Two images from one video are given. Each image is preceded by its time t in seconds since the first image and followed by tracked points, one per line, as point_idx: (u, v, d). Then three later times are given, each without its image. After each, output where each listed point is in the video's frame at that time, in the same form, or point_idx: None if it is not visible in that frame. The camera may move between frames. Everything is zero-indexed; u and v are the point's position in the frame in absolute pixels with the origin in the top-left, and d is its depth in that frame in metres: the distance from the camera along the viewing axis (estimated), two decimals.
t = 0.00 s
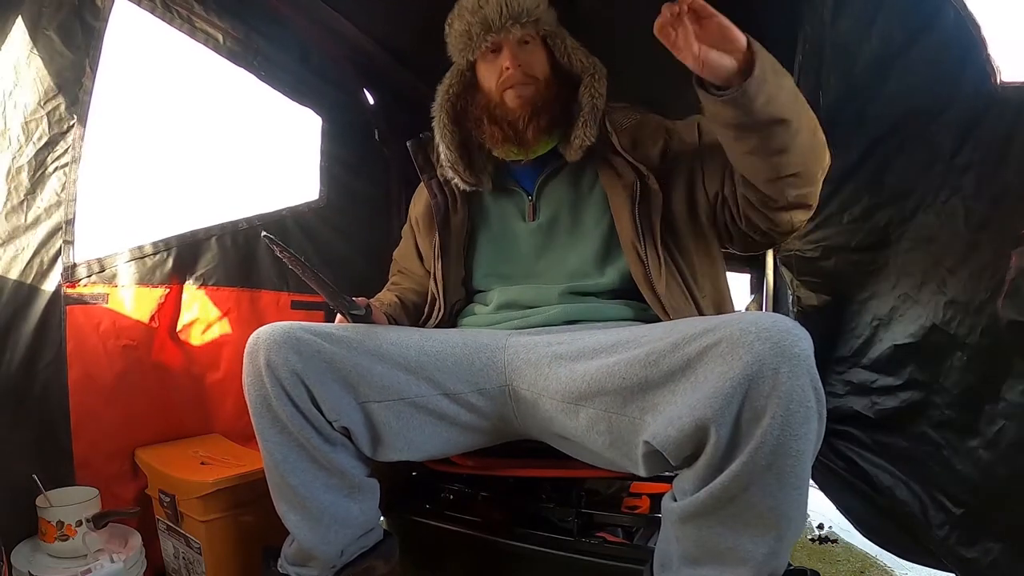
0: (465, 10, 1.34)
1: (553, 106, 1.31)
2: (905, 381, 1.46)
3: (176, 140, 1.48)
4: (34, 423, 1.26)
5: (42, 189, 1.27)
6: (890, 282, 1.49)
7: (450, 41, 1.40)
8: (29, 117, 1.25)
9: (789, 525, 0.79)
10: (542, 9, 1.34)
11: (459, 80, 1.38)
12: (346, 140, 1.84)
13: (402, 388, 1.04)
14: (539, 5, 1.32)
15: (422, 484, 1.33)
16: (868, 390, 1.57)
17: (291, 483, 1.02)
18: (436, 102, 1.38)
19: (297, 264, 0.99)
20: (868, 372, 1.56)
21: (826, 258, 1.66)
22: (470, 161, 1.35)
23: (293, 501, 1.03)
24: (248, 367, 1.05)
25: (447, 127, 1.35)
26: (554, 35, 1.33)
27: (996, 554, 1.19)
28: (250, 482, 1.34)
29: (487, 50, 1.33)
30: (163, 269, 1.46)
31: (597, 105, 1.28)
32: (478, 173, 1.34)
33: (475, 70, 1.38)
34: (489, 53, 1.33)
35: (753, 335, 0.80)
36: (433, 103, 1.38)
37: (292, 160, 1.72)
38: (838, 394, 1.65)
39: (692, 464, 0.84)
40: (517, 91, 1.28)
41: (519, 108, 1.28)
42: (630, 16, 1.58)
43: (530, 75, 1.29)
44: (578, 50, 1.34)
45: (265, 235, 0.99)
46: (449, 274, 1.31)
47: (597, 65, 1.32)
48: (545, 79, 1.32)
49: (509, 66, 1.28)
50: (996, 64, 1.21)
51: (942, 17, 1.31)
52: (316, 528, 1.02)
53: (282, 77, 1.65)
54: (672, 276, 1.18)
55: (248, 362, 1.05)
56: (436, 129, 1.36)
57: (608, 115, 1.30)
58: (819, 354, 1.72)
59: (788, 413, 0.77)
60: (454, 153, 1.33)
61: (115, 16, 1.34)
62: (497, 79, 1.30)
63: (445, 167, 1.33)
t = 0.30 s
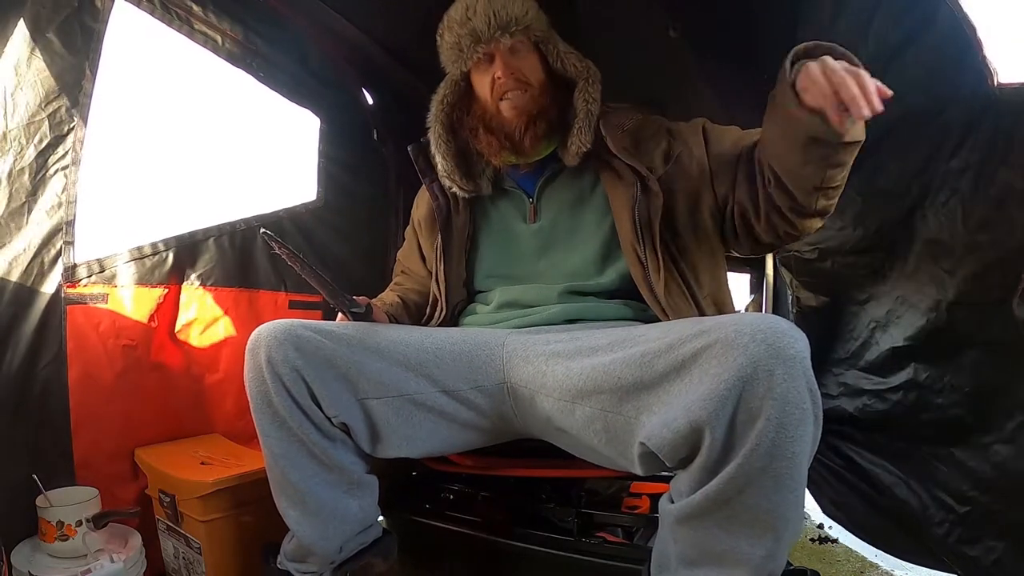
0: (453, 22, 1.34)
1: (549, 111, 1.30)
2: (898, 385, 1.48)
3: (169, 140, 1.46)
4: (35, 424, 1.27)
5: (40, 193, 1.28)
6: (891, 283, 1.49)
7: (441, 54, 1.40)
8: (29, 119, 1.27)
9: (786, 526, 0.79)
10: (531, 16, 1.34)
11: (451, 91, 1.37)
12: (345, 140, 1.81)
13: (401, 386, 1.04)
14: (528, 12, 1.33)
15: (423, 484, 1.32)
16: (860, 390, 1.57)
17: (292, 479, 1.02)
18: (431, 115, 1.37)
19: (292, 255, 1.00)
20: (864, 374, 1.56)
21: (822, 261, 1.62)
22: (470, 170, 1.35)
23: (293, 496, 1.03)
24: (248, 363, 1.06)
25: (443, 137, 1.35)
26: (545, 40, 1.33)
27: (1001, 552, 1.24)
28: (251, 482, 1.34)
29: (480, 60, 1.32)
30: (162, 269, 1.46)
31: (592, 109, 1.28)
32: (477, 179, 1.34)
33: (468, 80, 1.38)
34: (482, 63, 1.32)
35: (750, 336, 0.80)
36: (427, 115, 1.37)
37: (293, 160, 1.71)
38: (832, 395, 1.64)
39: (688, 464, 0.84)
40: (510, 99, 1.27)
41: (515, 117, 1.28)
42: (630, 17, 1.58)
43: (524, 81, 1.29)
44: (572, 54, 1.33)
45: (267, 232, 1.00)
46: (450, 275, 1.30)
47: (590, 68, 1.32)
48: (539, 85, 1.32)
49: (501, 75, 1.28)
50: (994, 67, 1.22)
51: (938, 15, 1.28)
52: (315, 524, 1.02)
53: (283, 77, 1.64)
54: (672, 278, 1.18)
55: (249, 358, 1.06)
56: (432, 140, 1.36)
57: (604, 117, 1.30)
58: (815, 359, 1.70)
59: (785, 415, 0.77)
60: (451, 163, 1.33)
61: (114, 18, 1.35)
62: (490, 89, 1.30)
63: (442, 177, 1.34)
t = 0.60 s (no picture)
0: (466, 14, 1.33)
1: (555, 110, 1.31)
2: (887, 389, 1.49)
3: (168, 140, 1.47)
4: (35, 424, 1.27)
5: (39, 193, 1.28)
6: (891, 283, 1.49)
7: (451, 46, 1.39)
8: (29, 118, 1.27)
9: (786, 526, 0.79)
10: (545, 14, 1.33)
11: (460, 84, 1.37)
12: (345, 140, 1.81)
13: (401, 387, 1.04)
14: (543, 8, 1.32)
15: (422, 485, 1.32)
16: (851, 393, 1.56)
17: (291, 480, 1.02)
18: (438, 109, 1.36)
19: (295, 261, 1.00)
20: (857, 377, 1.55)
21: (820, 262, 1.58)
22: (475, 164, 1.34)
23: (291, 497, 1.03)
24: (247, 365, 1.06)
25: (450, 131, 1.34)
26: (556, 39, 1.33)
27: (1004, 551, 1.29)
28: (251, 482, 1.34)
29: (490, 55, 1.32)
30: (162, 268, 1.46)
31: (598, 108, 1.29)
32: (484, 175, 1.34)
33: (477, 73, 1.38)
34: (493, 58, 1.32)
35: (750, 336, 0.80)
36: (435, 107, 1.36)
37: (293, 160, 1.72)
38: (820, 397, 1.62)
39: (689, 464, 0.84)
40: (519, 98, 1.28)
41: (522, 115, 1.29)
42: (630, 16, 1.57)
43: (533, 80, 1.30)
44: (581, 54, 1.34)
45: (265, 234, 0.99)
46: (450, 274, 1.30)
47: (600, 68, 1.33)
48: (547, 84, 1.32)
49: (511, 71, 1.29)
50: (1004, 65, 1.26)
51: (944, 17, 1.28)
52: (315, 524, 1.03)
53: (283, 77, 1.64)
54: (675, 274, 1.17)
55: (248, 360, 1.06)
56: (440, 134, 1.35)
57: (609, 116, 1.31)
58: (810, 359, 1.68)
59: (785, 414, 0.77)
60: (459, 157, 1.32)
61: (114, 18, 1.35)
62: (498, 85, 1.31)
63: (452, 171, 1.33)
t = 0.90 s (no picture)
0: (455, 22, 1.32)
1: (550, 111, 1.30)
2: (899, 385, 1.46)
3: (168, 140, 1.47)
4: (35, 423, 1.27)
5: (39, 193, 1.28)
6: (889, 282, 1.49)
7: (443, 54, 1.37)
8: (29, 117, 1.26)
9: (786, 526, 0.79)
10: (535, 17, 1.31)
11: (454, 92, 1.35)
12: (345, 140, 1.81)
13: (401, 387, 1.04)
14: (532, 12, 1.30)
15: (421, 485, 1.32)
16: (860, 391, 1.53)
17: (291, 480, 1.02)
18: (432, 118, 1.35)
19: (292, 258, 1.00)
20: (866, 375, 1.52)
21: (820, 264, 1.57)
22: (471, 170, 1.34)
23: (292, 497, 1.03)
24: (246, 365, 1.06)
25: (445, 139, 1.33)
26: (548, 42, 1.31)
27: (1004, 552, 1.30)
28: (251, 482, 1.34)
29: (483, 61, 1.30)
30: (162, 268, 1.46)
31: (592, 107, 1.26)
32: (480, 180, 1.34)
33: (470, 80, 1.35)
34: (484, 64, 1.31)
35: (750, 336, 0.80)
36: (430, 117, 1.35)
37: (293, 159, 1.72)
38: (828, 396, 1.58)
39: (689, 464, 0.84)
40: (513, 101, 1.27)
41: (517, 118, 1.28)
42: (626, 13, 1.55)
43: (526, 83, 1.28)
44: (574, 53, 1.31)
45: (266, 230, 0.99)
46: (450, 274, 1.30)
47: (592, 67, 1.30)
48: (541, 86, 1.30)
49: (504, 76, 1.27)
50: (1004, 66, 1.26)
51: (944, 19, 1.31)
52: (316, 524, 1.03)
53: (282, 76, 1.65)
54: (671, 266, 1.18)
55: (247, 360, 1.06)
56: (435, 142, 1.34)
57: (604, 114, 1.29)
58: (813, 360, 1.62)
59: (785, 415, 0.77)
60: (454, 165, 1.32)
61: (114, 18, 1.34)
62: (492, 90, 1.29)
63: (446, 180, 1.33)
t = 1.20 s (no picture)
0: (459, 21, 1.31)
1: (552, 114, 1.30)
2: (889, 387, 1.48)
3: (168, 139, 1.46)
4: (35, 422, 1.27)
5: (37, 192, 1.28)
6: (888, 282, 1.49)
7: (445, 53, 1.37)
8: (29, 115, 1.26)
9: (788, 525, 0.79)
10: (539, 18, 1.31)
11: (456, 92, 1.35)
12: (345, 140, 1.81)
13: (402, 388, 1.04)
14: (537, 12, 1.30)
15: (423, 486, 1.32)
16: (853, 391, 1.56)
17: (293, 481, 1.02)
18: (434, 117, 1.34)
19: (296, 263, 0.99)
20: (861, 376, 1.55)
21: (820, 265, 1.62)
22: (473, 171, 1.34)
23: (294, 499, 1.03)
24: (247, 366, 1.06)
25: (448, 139, 1.33)
26: (552, 43, 1.32)
27: (1003, 552, 1.24)
28: (251, 482, 1.34)
29: (485, 61, 1.30)
30: (162, 267, 1.46)
31: (596, 112, 1.27)
32: (481, 182, 1.34)
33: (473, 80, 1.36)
34: (487, 65, 1.31)
35: (752, 336, 0.80)
36: (431, 116, 1.35)
37: (293, 159, 1.71)
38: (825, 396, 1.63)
39: (691, 464, 0.84)
40: (516, 103, 1.26)
41: (519, 120, 1.28)
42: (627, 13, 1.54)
43: (530, 85, 1.28)
44: (577, 56, 1.31)
45: (264, 236, 0.98)
46: (450, 274, 1.30)
47: (596, 71, 1.31)
48: (544, 88, 1.31)
49: (507, 77, 1.27)
50: (1003, 67, 1.23)
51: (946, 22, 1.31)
52: (317, 525, 1.02)
53: (283, 75, 1.64)
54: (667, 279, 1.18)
55: (248, 361, 1.06)
56: (436, 142, 1.34)
57: (608, 119, 1.29)
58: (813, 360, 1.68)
59: (788, 414, 0.77)
60: (456, 165, 1.31)
61: (114, 17, 1.34)
62: (495, 91, 1.29)
63: (447, 180, 1.33)
